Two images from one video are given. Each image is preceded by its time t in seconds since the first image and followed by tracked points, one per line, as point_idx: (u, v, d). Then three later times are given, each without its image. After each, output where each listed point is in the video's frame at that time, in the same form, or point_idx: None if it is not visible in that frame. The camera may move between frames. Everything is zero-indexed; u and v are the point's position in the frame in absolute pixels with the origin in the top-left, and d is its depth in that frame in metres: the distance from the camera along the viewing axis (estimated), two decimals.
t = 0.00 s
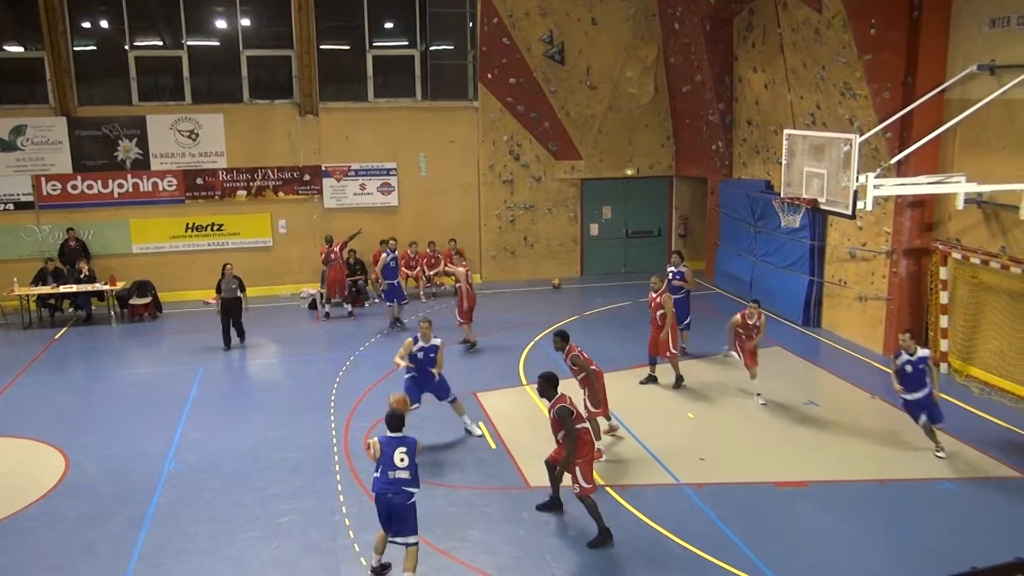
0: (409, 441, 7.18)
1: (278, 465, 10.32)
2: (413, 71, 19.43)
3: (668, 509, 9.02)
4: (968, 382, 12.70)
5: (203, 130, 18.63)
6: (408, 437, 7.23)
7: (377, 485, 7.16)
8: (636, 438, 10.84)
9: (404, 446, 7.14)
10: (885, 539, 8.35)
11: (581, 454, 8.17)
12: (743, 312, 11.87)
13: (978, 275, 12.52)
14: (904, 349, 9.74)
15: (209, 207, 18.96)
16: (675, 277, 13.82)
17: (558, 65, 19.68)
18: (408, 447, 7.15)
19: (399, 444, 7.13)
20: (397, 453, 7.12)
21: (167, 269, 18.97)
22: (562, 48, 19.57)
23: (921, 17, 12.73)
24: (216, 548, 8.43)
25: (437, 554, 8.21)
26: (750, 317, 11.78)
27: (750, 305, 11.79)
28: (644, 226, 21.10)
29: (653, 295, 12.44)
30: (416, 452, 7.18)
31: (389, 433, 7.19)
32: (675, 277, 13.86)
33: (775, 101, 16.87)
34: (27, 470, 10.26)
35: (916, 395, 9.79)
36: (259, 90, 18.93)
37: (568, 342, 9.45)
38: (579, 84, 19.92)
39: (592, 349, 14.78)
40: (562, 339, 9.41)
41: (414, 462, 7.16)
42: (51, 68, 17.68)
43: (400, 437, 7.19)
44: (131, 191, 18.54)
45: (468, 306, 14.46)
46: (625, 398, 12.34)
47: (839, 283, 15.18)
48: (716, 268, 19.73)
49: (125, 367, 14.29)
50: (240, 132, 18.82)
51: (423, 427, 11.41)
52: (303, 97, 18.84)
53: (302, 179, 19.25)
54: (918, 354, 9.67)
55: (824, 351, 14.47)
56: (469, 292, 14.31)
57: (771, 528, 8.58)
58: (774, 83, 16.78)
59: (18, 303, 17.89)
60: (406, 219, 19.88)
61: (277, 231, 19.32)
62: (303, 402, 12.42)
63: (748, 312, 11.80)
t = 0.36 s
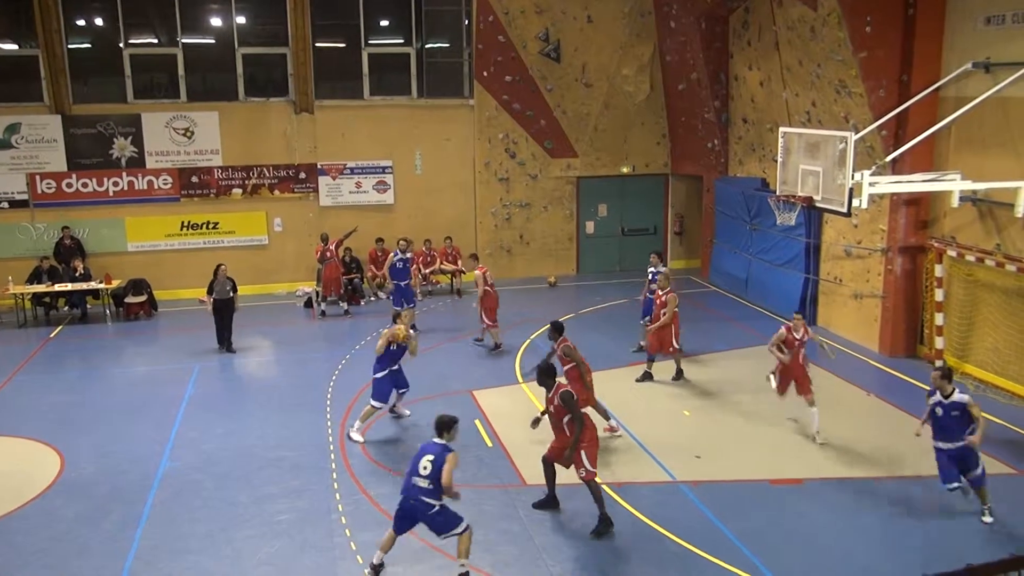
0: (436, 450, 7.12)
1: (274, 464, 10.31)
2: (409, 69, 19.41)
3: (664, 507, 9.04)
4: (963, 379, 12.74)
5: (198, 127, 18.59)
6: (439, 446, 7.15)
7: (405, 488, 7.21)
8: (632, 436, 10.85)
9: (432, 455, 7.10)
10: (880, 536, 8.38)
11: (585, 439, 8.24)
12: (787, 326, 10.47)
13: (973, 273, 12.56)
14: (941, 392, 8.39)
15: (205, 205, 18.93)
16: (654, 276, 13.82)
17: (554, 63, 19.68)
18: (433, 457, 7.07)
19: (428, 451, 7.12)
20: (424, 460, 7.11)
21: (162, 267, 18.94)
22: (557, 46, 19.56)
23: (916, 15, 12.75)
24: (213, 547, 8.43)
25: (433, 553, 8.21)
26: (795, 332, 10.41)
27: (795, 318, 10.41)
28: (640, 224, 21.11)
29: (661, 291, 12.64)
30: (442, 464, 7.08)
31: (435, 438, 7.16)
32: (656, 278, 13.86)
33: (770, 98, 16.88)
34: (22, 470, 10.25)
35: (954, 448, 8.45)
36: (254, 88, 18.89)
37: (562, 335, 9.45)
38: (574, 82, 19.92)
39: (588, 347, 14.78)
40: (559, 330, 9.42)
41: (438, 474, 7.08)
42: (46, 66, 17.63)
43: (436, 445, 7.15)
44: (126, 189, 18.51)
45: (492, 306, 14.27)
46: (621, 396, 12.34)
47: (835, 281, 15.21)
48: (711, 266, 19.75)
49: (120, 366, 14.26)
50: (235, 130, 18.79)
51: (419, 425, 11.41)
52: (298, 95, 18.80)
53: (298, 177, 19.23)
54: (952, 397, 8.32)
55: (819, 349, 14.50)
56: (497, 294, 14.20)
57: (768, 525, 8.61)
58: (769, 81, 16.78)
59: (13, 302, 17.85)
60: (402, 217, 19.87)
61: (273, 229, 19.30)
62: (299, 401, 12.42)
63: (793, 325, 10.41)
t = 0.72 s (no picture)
0: (535, 443, 7.25)
1: (272, 462, 10.31)
2: (407, 68, 19.40)
3: (662, 504, 9.04)
4: (961, 377, 12.70)
5: (196, 126, 18.57)
6: (539, 439, 7.28)
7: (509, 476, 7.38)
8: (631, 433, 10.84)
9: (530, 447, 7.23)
10: (879, 533, 8.38)
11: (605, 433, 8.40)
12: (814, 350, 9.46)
13: (971, 271, 12.56)
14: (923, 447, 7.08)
15: (203, 204, 18.92)
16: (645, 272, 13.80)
17: (552, 61, 19.67)
18: (533, 446, 7.23)
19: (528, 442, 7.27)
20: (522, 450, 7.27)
21: (160, 266, 18.93)
22: (555, 44, 19.54)
23: (913, 12, 12.75)
24: (211, 545, 8.43)
25: (431, 550, 8.21)
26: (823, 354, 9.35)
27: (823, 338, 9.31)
28: (638, 222, 21.11)
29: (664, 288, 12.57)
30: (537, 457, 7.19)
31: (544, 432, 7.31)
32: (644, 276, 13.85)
33: (768, 96, 16.88)
34: (20, 468, 10.24)
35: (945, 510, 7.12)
36: (252, 86, 18.87)
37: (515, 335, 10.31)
38: (572, 80, 19.91)
39: (585, 345, 14.78)
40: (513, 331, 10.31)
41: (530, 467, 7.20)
42: (43, 65, 17.60)
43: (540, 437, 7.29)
44: (123, 188, 18.49)
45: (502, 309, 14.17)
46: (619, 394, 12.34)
47: (832, 278, 15.22)
48: (709, 264, 19.76)
49: (118, 365, 14.25)
50: (233, 128, 18.77)
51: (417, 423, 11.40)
52: (296, 94, 18.75)
53: (295, 176, 19.22)
54: (938, 453, 7.00)
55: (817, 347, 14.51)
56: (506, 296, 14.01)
57: (766, 523, 8.61)
58: (767, 78, 16.78)
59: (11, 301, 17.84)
60: (400, 216, 19.87)
61: (271, 228, 19.29)
62: (297, 399, 12.42)
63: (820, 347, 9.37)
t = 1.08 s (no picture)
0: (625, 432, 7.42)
1: (273, 460, 10.32)
2: (407, 66, 19.40)
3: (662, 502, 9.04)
4: (961, 375, 12.71)
5: (195, 125, 18.57)
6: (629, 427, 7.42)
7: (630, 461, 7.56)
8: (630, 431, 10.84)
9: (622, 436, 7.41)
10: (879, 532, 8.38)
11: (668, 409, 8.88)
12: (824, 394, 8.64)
13: (971, 269, 12.55)
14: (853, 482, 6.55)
15: (203, 203, 18.92)
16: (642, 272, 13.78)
17: (552, 60, 19.66)
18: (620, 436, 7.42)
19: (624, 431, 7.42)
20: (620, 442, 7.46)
21: (160, 265, 18.94)
22: (555, 43, 19.52)
23: (913, 10, 12.74)
24: (212, 543, 8.43)
25: (432, 549, 8.21)
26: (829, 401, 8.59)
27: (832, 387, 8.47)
28: (638, 221, 21.11)
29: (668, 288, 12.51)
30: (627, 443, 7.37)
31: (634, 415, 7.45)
32: (640, 276, 13.84)
33: (768, 94, 16.88)
34: (21, 467, 10.25)
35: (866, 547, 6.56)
36: (251, 85, 18.87)
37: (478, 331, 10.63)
38: (572, 79, 19.91)
39: (585, 344, 14.78)
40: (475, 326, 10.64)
41: (631, 453, 7.41)
42: (42, 64, 17.59)
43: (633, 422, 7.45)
44: (123, 187, 18.50)
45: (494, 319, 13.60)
46: (619, 392, 12.33)
47: (832, 276, 15.21)
48: (709, 263, 19.76)
49: (118, 364, 14.25)
50: (233, 127, 18.77)
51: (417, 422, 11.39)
52: (296, 93, 18.71)
53: (295, 175, 19.22)
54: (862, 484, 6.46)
55: (818, 345, 14.50)
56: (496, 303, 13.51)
57: (766, 521, 8.61)
58: (767, 77, 16.77)
59: (11, 300, 17.85)
60: (400, 215, 19.88)
61: (271, 226, 19.29)
62: (297, 397, 12.42)
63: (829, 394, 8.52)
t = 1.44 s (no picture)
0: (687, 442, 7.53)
1: (274, 459, 10.32)
2: (408, 65, 19.40)
3: (664, 501, 9.04)
4: (963, 374, 12.70)
5: (197, 123, 18.57)
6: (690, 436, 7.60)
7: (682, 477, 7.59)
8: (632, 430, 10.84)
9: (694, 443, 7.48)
10: (881, 530, 8.39)
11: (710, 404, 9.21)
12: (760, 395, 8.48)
13: (972, 268, 12.54)
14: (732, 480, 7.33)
15: (204, 201, 18.92)
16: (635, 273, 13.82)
17: (553, 58, 19.65)
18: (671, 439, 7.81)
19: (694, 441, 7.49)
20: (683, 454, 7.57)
21: (161, 264, 18.95)
22: (556, 41, 19.50)
23: (915, 10, 12.73)
24: (213, 542, 8.44)
25: (433, 547, 8.23)
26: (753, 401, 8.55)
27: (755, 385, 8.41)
28: (639, 220, 21.11)
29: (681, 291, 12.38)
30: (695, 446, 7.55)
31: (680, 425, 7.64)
32: (634, 275, 13.89)
33: (769, 93, 16.87)
34: (22, 465, 10.25)
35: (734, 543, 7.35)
36: (253, 84, 18.87)
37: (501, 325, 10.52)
38: (573, 78, 19.90)
39: (587, 343, 14.78)
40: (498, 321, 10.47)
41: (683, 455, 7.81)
42: (43, 62, 17.59)
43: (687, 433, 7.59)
44: (125, 185, 18.50)
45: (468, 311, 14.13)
46: (620, 391, 12.34)
47: (834, 276, 15.21)
48: (710, 261, 19.75)
49: (119, 362, 14.24)
50: (234, 126, 18.76)
51: (418, 421, 11.40)
52: (297, 91, 18.71)
53: (296, 173, 19.22)
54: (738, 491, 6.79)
55: (819, 344, 14.51)
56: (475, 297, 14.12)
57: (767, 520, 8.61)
58: (769, 76, 16.76)
59: (12, 299, 17.86)
60: (401, 213, 19.88)
61: (272, 225, 19.30)
62: (298, 396, 12.43)
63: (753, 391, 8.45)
